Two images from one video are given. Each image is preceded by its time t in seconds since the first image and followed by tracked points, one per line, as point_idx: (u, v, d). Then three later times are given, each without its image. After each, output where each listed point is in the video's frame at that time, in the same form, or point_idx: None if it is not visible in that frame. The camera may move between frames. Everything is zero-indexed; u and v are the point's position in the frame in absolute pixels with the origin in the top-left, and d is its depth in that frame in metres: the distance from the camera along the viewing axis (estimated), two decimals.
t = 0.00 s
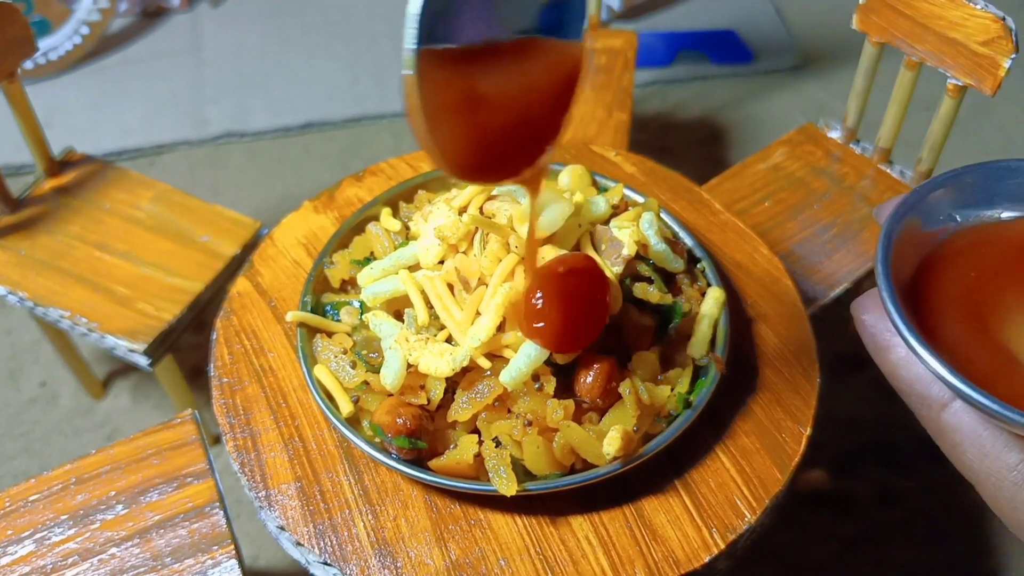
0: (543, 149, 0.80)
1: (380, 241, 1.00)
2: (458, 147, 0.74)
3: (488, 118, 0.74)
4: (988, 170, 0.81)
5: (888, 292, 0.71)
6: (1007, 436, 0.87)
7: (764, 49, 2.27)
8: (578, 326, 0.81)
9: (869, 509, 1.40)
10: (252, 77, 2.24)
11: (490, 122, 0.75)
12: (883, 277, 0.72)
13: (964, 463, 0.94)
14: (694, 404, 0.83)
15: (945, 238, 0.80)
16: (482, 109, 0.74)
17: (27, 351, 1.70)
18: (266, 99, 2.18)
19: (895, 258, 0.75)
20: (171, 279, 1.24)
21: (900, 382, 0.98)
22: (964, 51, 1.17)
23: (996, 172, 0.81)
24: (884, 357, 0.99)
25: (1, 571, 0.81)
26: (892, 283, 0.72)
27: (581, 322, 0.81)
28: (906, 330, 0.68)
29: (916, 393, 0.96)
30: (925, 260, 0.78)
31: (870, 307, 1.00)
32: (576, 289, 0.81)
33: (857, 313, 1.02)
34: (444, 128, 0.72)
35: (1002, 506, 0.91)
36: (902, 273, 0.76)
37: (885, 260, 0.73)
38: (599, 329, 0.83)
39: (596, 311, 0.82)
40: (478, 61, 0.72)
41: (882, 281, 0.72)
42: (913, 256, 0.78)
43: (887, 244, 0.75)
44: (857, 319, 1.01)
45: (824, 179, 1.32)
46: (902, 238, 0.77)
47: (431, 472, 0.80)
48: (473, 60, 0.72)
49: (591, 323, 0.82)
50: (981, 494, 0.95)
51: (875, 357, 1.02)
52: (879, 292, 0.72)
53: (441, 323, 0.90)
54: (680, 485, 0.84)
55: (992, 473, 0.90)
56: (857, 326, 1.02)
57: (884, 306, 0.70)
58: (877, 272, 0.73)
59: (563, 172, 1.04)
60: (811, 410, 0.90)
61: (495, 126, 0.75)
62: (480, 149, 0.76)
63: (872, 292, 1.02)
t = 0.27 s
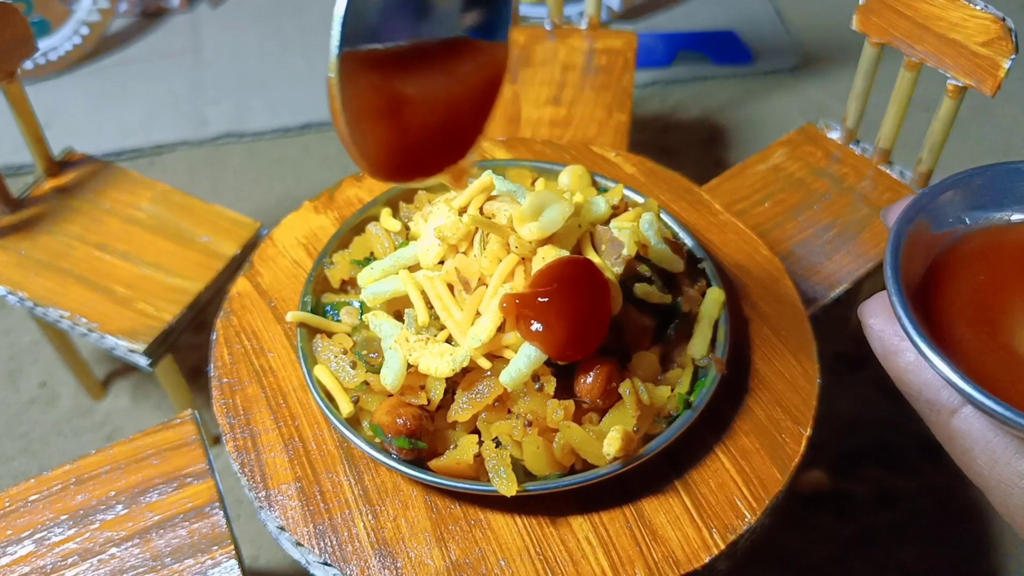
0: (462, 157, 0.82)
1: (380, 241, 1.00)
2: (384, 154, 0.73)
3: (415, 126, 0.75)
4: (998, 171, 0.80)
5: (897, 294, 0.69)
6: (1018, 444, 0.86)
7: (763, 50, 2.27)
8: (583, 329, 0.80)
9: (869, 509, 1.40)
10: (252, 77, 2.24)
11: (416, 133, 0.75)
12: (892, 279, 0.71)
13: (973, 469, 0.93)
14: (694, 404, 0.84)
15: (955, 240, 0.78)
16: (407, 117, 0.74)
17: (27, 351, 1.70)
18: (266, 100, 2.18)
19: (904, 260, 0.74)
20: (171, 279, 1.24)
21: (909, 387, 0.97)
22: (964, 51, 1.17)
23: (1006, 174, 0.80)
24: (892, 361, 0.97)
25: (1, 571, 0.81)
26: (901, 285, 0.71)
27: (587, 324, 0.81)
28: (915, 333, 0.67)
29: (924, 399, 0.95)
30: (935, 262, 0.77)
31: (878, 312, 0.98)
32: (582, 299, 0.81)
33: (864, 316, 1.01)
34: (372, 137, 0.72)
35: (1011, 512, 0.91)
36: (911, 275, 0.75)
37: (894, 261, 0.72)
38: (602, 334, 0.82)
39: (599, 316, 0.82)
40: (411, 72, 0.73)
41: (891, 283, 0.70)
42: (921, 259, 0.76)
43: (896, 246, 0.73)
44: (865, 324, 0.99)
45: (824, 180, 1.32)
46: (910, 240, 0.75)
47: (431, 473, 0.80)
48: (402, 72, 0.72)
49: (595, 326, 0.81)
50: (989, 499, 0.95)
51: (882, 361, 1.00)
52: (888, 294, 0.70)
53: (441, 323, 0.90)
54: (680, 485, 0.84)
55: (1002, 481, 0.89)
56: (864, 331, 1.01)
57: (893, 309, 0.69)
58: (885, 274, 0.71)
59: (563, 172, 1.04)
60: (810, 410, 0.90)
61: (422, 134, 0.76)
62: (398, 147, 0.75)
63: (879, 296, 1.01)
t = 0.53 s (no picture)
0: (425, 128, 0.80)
1: (379, 241, 1.00)
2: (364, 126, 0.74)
3: (394, 100, 0.75)
4: (1000, 169, 0.79)
5: (898, 292, 0.69)
6: (1019, 442, 0.86)
7: (763, 50, 2.27)
8: (585, 333, 0.80)
9: (868, 510, 1.40)
10: (251, 76, 2.24)
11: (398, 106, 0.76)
12: (893, 277, 0.70)
13: (975, 466, 0.94)
14: (694, 405, 0.83)
15: (956, 238, 0.78)
16: (385, 94, 0.74)
17: (26, 351, 1.70)
18: (265, 99, 2.18)
19: (905, 259, 0.73)
20: (170, 279, 1.24)
21: (910, 384, 0.97)
22: (964, 51, 1.17)
23: (1008, 172, 0.79)
24: (893, 359, 0.97)
25: None
26: (903, 283, 0.70)
27: (589, 328, 0.80)
28: (917, 331, 0.66)
29: (925, 396, 0.95)
30: (936, 260, 0.76)
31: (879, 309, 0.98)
32: (580, 300, 0.80)
33: (865, 313, 1.00)
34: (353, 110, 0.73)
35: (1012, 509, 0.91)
36: (913, 273, 0.74)
37: (896, 260, 0.71)
38: (605, 335, 0.82)
39: (601, 318, 0.81)
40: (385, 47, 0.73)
41: (892, 281, 0.70)
42: (924, 257, 0.76)
43: (897, 244, 0.73)
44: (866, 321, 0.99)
45: (824, 180, 1.32)
46: (912, 238, 0.75)
47: (430, 473, 0.80)
48: (376, 49, 0.73)
49: (596, 329, 0.81)
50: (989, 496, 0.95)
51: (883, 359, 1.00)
52: (890, 292, 0.70)
53: (441, 323, 0.90)
54: (680, 486, 0.84)
55: (1003, 478, 0.89)
56: (865, 328, 1.00)
57: (894, 307, 0.68)
58: (887, 273, 0.71)
59: (562, 172, 1.04)
60: (810, 411, 0.89)
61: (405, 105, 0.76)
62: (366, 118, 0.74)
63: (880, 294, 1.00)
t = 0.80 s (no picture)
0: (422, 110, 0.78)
1: (379, 241, 1.00)
2: (376, 110, 0.74)
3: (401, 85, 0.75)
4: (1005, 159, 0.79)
5: (900, 281, 0.68)
6: (1019, 432, 0.87)
7: (763, 50, 2.27)
8: (585, 337, 0.80)
9: (868, 510, 1.40)
10: (251, 77, 2.24)
11: (408, 87, 0.75)
12: (895, 267, 0.70)
13: (975, 456, 0.94)
14: (694, 404, 0.83)
15: (959, 228, 0.77)
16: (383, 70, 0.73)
17: (26, 351, 1.70)
18: (265, 99, 2.18)
19: (908, 249, 0.73)
20: (170, 279, 1.24)
21: (911, 374, 0.97)
22: (964, 51, 1.17)
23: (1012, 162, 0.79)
24: (895, 349, 0.97)
25: None
26: (905, 273, 0.70)
27: (588, 333, 0.80)
28: (919, 321, 0.66)
29: (926, 386, 0.95)
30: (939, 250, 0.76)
31: (880, 299, 0.98)
32: (581, 304, 0.80)
33: (867, 303, 1.00)
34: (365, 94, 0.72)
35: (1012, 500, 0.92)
36: (914, 263, 0.74)
37: (898, 250, 0.71)
38: (605, 339, 0.82)
39: (601, 323, 0.81)
40: (392, 31, 0.72)
41: (895, 270, 0.69)
42: (926, 247, 0.76)
43: (899, 234, 0.72)
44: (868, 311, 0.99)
45: (824, 180, 1.32)
46: (914, 228, 0.74)
47: (430, 474, 0.80)
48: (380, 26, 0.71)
49: (596, 334, 0.81)
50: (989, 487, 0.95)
51: (885, 349, 1.00)
52: (892, 282, 0.70)
53: (441, 323, 0.90)
54: (680, 485, 0.84)
55: (1003, 469, 0.90)
56: (867, 318, 1.00)
57: (897, 296, 0.68)
58: (889, 263, 0.71)
59: (563, 173, 1.04)
60: (810, 411, 0.89)
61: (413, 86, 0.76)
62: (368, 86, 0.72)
63: (882, 284, 1.00)
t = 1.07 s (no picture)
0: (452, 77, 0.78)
1: (379, 242, 1.00)
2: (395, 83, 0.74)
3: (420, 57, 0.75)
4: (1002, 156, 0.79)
5: (900, 278, 0.69)
6: (1018, 429, 0.87)
7: (763, 50, 2.27)
8: (585, 339, 0.81)
9: (868, 510, 1.40)
10: (251, 77, 2.24)
11: (429, 61, 0.76)
12: (894, 264, 0.70)
13: (974, 453, 0.94)
14: (694, 404, 0.83)
15: (957, 225, 0.78)
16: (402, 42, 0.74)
17: (26, 351, 1.70)
18: (266, 100, 2.18)
19: (907, 246, 0.73)
20: (171, 280, 1.24)
21: (911, 370, 0.97)
22: (964, 51, 1.17)
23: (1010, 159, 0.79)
24: (894, 345, 0.97)
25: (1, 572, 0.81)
26: (905, 270, 0.70)
27: (588, 334, 0.81)
28: (918, 318, 0.66)
29: (926, 382, 0.95)
30: (937, 247, 0.76)
31: (879, 296, 0.98)
32: (581, 306, 0.80)
33: (867, 300, 1.01)
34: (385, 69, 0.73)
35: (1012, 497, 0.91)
36: (913, 260, 0.74)
37: (897, 247, 0.71)
38: (605, 339, 0.82)
39: (602, 325, 0.81)
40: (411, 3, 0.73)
41: (894, 268, 0.70)
42: (925, 244, 0.76)
43: (898, 230, 0.73)
44: (867, 308, 0.99)
45: (824, 180, 1.32)
46: (912, 225, 0.75)
47: (431, 473, 0.80)
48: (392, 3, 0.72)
49: (597, 335, 0.81)
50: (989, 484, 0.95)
51: (884, 345, 1.00)
52: (891, 279, 0.70)
53: (441, 323, 0.90)
54: (680, 485, 0.84)
55: (1002, 465, 0.90)
56: (867, 315, 1.00)
57: (896, 293, 0.68)
58: (888, 260, 0.71)
59: (563, 172, 1.04)
60: (810, 411, 0.90)
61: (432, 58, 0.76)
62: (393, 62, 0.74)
63: (881, 281, 1.00)
